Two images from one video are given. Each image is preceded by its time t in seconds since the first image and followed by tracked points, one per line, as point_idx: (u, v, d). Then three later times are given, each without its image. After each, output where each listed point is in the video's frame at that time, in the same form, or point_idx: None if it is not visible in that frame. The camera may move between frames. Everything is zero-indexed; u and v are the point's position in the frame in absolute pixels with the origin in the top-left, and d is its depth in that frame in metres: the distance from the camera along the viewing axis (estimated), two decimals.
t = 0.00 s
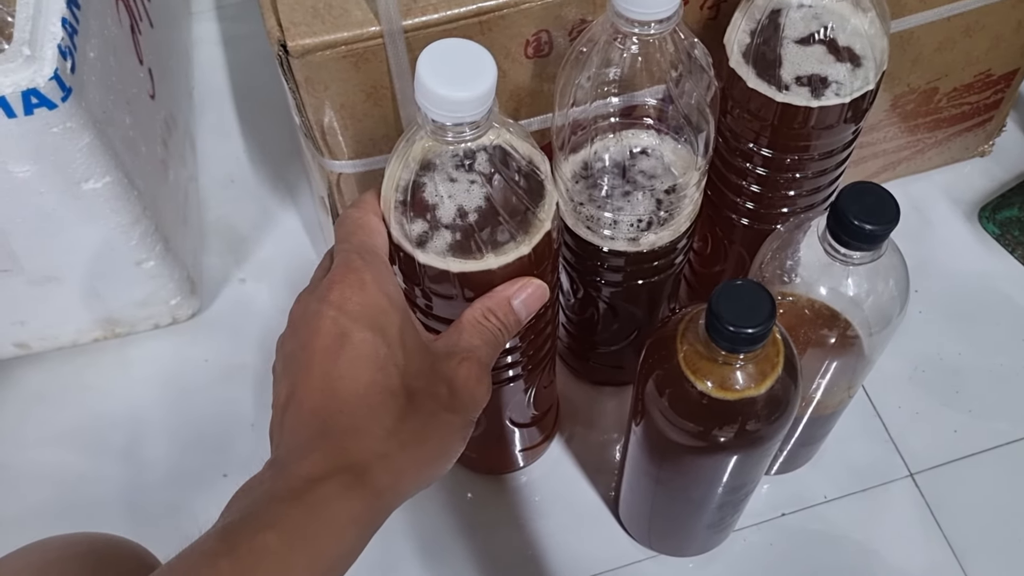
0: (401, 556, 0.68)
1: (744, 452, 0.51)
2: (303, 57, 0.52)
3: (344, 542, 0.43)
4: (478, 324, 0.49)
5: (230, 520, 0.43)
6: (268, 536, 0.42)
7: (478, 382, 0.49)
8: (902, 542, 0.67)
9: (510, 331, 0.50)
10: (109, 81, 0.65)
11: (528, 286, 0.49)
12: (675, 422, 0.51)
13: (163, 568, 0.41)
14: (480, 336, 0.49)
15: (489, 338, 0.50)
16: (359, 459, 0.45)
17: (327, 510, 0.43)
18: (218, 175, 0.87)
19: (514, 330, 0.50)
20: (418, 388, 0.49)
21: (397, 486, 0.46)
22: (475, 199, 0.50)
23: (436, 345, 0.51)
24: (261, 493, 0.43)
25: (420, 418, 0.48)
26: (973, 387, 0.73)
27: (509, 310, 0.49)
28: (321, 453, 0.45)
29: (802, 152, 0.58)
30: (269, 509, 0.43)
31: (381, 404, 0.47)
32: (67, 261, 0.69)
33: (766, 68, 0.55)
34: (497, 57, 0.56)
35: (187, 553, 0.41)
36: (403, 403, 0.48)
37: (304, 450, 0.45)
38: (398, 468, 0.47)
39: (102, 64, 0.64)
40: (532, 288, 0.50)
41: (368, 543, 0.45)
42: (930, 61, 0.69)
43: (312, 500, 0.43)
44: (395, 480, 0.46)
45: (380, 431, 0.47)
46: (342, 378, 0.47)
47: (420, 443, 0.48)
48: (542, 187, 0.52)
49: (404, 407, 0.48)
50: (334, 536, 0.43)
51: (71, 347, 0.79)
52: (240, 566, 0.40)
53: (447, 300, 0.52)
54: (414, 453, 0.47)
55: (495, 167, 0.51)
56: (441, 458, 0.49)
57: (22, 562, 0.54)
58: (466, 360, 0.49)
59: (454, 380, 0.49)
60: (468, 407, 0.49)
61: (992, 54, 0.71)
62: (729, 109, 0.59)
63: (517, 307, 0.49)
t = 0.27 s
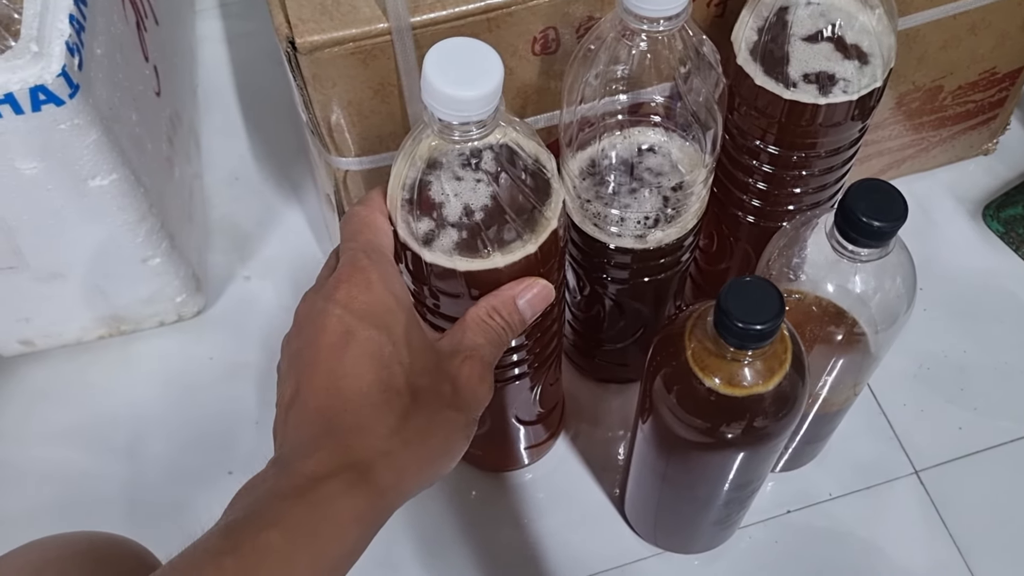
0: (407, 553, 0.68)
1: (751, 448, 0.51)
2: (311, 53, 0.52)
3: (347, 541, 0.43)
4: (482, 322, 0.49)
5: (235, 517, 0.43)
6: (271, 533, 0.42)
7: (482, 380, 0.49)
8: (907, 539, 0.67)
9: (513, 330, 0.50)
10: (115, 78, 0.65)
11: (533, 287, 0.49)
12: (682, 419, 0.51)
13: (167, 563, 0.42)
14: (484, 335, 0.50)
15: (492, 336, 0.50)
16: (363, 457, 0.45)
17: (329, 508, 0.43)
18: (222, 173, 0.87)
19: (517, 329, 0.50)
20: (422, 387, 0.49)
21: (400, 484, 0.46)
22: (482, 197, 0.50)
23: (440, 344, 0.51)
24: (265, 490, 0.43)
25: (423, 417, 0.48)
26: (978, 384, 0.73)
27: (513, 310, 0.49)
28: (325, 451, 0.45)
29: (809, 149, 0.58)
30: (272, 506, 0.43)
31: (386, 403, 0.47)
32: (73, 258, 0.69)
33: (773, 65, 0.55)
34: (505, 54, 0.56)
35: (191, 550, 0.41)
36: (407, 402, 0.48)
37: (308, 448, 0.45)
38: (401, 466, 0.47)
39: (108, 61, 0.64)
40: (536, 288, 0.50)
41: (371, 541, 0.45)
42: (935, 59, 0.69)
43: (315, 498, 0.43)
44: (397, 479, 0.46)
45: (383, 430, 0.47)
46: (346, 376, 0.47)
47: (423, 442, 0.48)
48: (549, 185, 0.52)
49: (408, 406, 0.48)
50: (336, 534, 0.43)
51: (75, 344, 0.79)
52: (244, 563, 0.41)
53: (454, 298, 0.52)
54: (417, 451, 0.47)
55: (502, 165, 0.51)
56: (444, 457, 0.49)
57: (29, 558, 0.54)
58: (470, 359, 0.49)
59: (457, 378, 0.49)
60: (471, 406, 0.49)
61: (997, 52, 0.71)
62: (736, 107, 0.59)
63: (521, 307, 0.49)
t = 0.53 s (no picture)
0: (407, 551, 0.68)
1: (751, 445, 0.52)
2: (314, 52, 0.52)
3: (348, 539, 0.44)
4: (484, 321, 0.49)
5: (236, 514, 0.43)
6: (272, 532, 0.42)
7: (483, 380, 0.50)
8: (905, 537, 0.67)
9: (515, 328, 0.50)
10: (117, 77, 0.65)
11: (536, 284, 0.49)
12: (682, 415, 0.51)
13: (169, 559, 0.42)
14: (486, 334, 0.50)
15: (494, 337, 0.50)
16: (364, 456, 0.46)
17: (331, 507, 0.43)
18: (223, 172, 0.88)
19: (519, 328, 0.50)
20: (423, 386, 0.49)
21: (399, 483, 0.47)
22: (483, 196, 0.50)
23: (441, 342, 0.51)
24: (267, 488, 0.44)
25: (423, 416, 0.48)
26: (976, 383, 0.73)
27: (516, 308, 0.49)
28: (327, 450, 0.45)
29: (808, 148, 0.58)
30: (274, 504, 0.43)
31: (387, 401, 0.47)
32: (75, 256, 0.69)
33: (773, 64, 0.55)
34: (506, 54, 0.56)
35: (193, 548, 0.42)
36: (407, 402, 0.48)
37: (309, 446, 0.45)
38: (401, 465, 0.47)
39: (111, 60, 0.64)
40: (538, 285, 0.50)
41: (371, 539, 0.45)
42: (934, 59, 0.69)
43: (317, 496, 0.43)
44: (397, 478, 0.47)
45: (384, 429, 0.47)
46: (348, 375, 0.47)
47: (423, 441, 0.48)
48: (550, 183, 0.52)
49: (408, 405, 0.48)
50: (337, 533, 0.43)
51: (77, 343, 0.80)
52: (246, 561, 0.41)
53: (456, 296, 0.53)
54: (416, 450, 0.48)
55: (503, 164, 0.51)
56: (444, 456, 0.49)
57: (32, 554, 0.54)
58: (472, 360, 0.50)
59: (458, 378, 0.50)
60: (471, 405, 0.50)
61: (995, 51, 0.71)
62: (736, 106, 0.60)
63: (523, 304, 0.49)
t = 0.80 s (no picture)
0: (405, 546, 0.68)
1: (745, 440, 0.52)
2: (312, 50, 0.52)
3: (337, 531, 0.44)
4: (487, 315, 0.49)
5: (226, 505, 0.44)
6: (262, 522, 0.42)
7: (479, 370, 0.50)
8: (901, 532, 0.68)
9: (519, 320, 0.50)
10: (117, 74, 0.66)
11: (531, 274, 0.49)
12: (678, 410, 0.52)
13: (164, 553, 0.42)
14: (488, 326, 0.49)
15: (493, 328, 0.50)
16: (354, 447, 0.46)
17: (320, 499, 0.44)
18: (222, 170, 0.88)
19: (522, 319, 0.50)
20: (415, 378, 0.50)
21: (391, 476, 0.47)
22: (481, 193, 0.51)
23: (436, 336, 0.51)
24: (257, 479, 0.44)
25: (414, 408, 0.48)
26: (971, 380, 0.74)
27: (517, 299, 0.49)
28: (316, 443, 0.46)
29: (803, 145, 0.58)
30: (263, 495, 0.43)
31: (377, 393, 0.48)
32: (74, 253, 0.69)
33: (768, 62, 0.56)
34: (503, 51, 0.57)
35: (185, 541, 0.42)
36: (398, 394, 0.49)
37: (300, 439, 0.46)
38: (393, 458, 0.47)
39: (110, 58, 0.65)
40: (533, 275, 0.50)
41: (363, 531, 0.46)
42: (929, 57, 0.70)
43: (306, 488, 0.44)
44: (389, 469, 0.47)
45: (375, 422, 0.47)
46: (338, 368, 0.48)
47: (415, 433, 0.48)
48: (547, 181, 0.52)
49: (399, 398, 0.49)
50: (327, 525, 0.43)
51: (76, 340, 0.80)
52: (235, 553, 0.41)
53: (453, 292, 0.53)
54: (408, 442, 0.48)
55: (500, 161, 0.51)
56: (437, 448, 0.49)
57: (32, 548, 0.54)
58: (467, 351, 0.49)
59: (454, 368, 0.50)
60: (466, 396, 0.50)
61: (990, 50, 0.72)
62: (731, 103, 0.60)
63: (523, 295, 0.49)
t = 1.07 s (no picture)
0: (402, 549, 0.69)
1: (737, 444, 0.53)
2: (309, 58, 0.53)
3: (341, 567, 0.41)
4: (472, 272, 0.44)
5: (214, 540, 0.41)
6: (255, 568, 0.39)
7: (487, 362, 0.44)
8: (894, 534, 0.68)
9: (505, 270, 0.45)
10: (116, 82, 0.66)
11: (493, 219, 0.46)
12: (671, 414, 0.52)
13: None
14: (482, 292, 0.44)
15: (488, 295, 0.44)
16: (354, 478, 0.41)
17: (319, 542, 0.41)
18: (221, 175, 0.88)
19: (507, 269, 0.46)
20: (417, 394, 0.43)
21: (397, 498, 0.42)
22: (476, 200, 0.51)
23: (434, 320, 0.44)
24: (245, 518, 0.41)
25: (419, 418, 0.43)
26: (964, 383, 0.74)
27: (493, 247, 0.45)
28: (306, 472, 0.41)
29: (795, 151, 0.59)
30: (253, 537, 0.40)
31: (374, 415, 0.42)
32: (74, 259, 0.70)
33: (760, 69, 0.56)
34: (498, 59, 0.57)
35: None
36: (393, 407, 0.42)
37: (291, 468, 0.41)
38: (398, 478, 0.42)
39: (109, 65, 0.65)
40: (495, 220, 0.47)
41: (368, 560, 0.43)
42: (921, 63, 0.70)
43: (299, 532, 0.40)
44: (394, 491, 0.42)
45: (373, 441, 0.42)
46: (329, 388, 0.42)
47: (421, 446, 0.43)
48: (542, 187, 0.53)
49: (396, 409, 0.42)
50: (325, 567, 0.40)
51: (76, 344, 0.80)
52: None
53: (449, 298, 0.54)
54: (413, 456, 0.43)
55: (496, 168, 0.52)
56: (450, 456, 0.44)
57: (33, 551, 0.55)
58: (470, 339, 0.43)
59: (457, 363, 0.43)
60: (476, 400, 0.44)
61: (982, 55, 0.72)
62: (724, 110, 0.61)
63: (496, 241, 0.46)
